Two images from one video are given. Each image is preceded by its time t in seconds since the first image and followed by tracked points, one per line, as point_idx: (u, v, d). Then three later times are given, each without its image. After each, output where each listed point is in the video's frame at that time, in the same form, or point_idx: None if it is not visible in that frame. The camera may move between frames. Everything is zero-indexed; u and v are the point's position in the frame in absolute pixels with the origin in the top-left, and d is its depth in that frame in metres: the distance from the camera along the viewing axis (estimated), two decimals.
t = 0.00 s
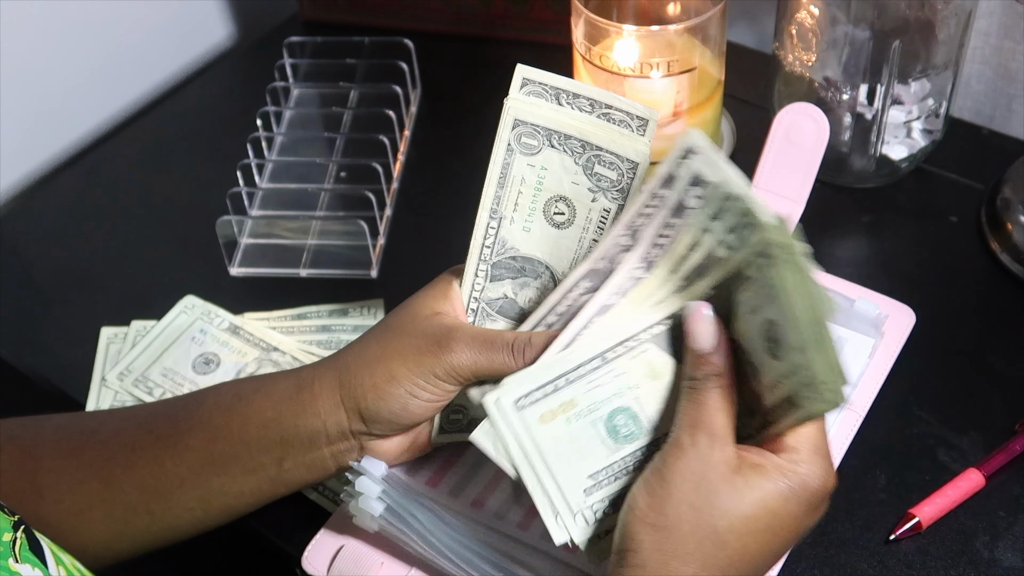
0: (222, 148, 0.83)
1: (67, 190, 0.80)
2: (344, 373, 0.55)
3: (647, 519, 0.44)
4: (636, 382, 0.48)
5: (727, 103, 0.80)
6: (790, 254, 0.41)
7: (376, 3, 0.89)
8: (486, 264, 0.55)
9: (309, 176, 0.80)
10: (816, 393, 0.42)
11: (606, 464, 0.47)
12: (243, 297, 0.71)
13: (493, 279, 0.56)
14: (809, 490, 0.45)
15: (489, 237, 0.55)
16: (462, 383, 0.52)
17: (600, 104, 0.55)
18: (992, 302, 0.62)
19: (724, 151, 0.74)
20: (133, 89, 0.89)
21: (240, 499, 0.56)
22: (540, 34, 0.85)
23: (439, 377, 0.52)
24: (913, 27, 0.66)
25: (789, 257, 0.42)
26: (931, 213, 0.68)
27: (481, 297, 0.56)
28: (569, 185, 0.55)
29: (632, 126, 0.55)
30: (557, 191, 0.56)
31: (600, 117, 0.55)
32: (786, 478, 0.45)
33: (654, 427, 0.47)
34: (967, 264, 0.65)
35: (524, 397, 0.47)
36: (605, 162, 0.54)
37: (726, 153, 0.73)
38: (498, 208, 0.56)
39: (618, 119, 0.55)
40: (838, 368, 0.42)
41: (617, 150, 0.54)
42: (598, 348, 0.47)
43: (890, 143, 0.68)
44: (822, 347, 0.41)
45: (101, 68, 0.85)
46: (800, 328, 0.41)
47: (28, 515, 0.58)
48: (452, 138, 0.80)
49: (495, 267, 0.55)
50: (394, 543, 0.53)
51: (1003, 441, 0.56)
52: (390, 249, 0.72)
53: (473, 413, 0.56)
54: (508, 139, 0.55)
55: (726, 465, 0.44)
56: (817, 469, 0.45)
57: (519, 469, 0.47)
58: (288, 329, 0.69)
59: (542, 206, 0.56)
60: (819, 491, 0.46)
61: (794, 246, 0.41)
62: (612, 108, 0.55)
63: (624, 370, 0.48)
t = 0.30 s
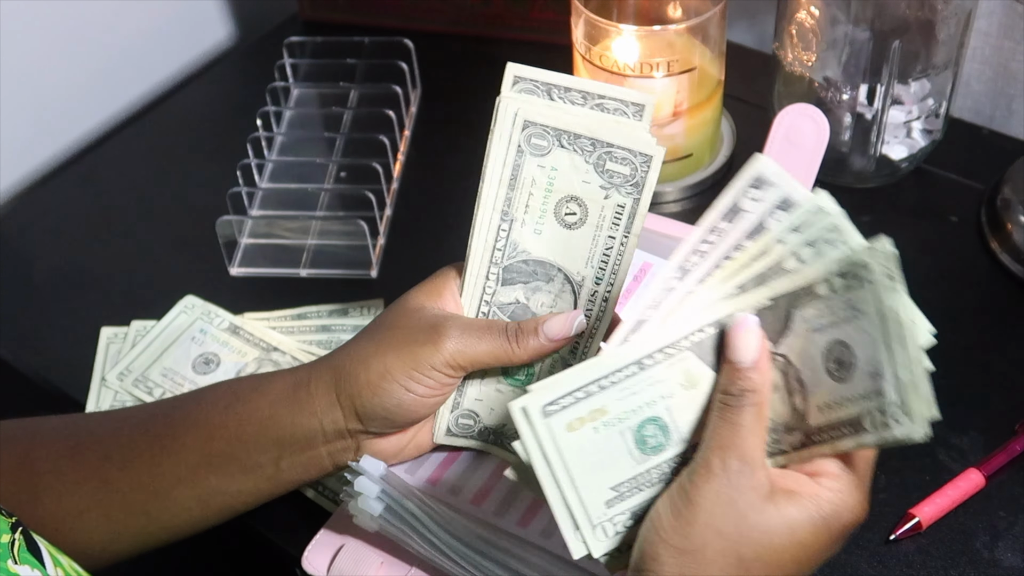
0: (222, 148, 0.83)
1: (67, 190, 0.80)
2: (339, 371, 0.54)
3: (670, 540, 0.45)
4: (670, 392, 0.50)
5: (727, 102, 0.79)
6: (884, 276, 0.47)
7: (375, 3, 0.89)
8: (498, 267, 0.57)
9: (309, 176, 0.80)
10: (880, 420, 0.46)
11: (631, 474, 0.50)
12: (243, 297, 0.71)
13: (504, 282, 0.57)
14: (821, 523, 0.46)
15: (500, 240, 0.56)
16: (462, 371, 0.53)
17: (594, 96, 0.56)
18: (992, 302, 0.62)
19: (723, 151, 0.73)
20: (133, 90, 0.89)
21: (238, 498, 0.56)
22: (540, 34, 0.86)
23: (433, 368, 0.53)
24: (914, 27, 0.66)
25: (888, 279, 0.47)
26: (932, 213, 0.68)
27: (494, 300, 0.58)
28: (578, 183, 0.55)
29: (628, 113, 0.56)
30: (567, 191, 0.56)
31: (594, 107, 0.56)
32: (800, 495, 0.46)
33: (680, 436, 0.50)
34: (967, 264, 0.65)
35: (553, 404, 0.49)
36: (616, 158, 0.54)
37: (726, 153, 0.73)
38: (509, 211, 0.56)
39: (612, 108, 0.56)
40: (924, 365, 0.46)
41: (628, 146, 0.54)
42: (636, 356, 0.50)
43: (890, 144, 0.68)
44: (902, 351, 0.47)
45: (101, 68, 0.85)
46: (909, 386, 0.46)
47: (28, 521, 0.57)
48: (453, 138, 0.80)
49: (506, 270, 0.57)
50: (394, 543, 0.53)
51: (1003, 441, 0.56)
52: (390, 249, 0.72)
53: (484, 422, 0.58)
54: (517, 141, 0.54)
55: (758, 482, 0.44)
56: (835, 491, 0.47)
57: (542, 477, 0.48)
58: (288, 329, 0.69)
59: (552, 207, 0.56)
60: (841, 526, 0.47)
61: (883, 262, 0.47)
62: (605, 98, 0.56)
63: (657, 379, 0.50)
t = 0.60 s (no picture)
0: (222, 148, 0.83)
1: (67, 190, 0.80)
2: (339, 370, 0.54)
3: (597, 495, 0.40)
4: (591, 377, 0.50)
5: (727, 102, 0.79)
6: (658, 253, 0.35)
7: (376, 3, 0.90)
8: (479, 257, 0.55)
9: (309, 176, 0.80)
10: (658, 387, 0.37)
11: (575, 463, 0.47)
12: (243, 297, 0.71)
13: (486, 271, 0.56)
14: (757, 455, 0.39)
15: (479, 229, 0.54)
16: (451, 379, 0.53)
17: (569, 91, 0.56)
18: (992, 302, 0.62)
19: (723, 150, 0.74)
20: (133, 89, 0.89)
21: (239, 495, 0.56)
22: (539, 34, 0.86)
23: (430, 375, 0.52)
24: (914, 27, 0.65)
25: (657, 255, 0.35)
26: (931, 213, 0.68)
27: (474, 288, 0.56)
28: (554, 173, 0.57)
29: (601, 109, 0.56)
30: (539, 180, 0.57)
31: (569, 101, 0.56)
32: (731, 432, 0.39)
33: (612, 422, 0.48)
34: (967, 264, 0.65)
35: (484, 422, 0.47)
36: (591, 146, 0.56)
37: (725, 153, 0.73)
38: (486, 199, 0.55)
39: (587, 103, 0.55)
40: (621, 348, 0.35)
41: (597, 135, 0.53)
42: (545, 353, 0.49)
43: (890, 144, 0.68)
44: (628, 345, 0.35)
45: (101, 68, 0.85)
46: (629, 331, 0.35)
47: (23, 521, 0.58)
48: (453, 137, 0.80)
49: (489, 260, 0.55)
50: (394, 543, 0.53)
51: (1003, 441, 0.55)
52: (389, 248, 0.72)
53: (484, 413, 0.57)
54: (490, 129, 0.53)
55: (670, 438, 0.39)
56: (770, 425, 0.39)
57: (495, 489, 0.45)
58: (288, 328, 0.69)
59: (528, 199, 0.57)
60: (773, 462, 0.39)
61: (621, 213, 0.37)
62: (580, 94, 0.56)
63: (575, 368, 0.49)
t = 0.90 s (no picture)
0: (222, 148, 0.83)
1: (68, 190, 0.80)
2: (342, 366, 0.54)
3: (653, 536, 0.42)
4: (647, 402, 0.46)
5: (727, 102, 0.79)
6: (801, 240, 0.41)
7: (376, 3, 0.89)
8: (485, 255, 0.56)
9: (309, 176, 0.80)
10: (823, 395, 0.41)
11: (621, 489, 0.46)
12: (243, 297, 0.71)
13: (492, 270, 0.56)
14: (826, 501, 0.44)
15: (485, 229, 0.55)
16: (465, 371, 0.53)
17: (579, 86, 0.58)
18: (992, 303, 0.62)
19: (723, 151, 0.73)
20: (133, 89, 0.89)
21: (239, 494, 0.56)
22: (539, 33, 0.85)
23: (438, 366, 0.52)
24: (914, 27, 0.66)
25: (799, 247, 0.41)
26: (932, 213, 0.68)
27: (480, 290, 0.56)
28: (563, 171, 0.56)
29: (611, 100, 0.57)
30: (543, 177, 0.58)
31: (579, 96, 0.58)
32: (796, 483, 0.44)
33: (664, 445, 0.46)
34: (967, 265, 0.65)
35: (531, 430, 0.45)
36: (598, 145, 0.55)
37: (726, 153, 0.73)
38: (492, 199, 0.55)
39: (596, 96, 0.57)
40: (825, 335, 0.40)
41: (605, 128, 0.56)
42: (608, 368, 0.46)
43: (890, 144, 0.67)
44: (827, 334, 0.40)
45: (101, 69, 0.85)
46: (816, 330, 0.40)
47: (23, 519, 0.58)
48: (453, 138, 0.80)
49: (494, 258, 0.56)
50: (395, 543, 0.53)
51: (1003, 441, 0.55)
52: (390, 249, 0.72)
53: (473, 413, 0.57)
54: (497, 131, 0.55)
55: (737, 482, 0.42)
56: (833, 480, 0.44)
57: (534, 507, 0.43)
58: (288, 329, 0.69)
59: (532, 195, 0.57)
60: (831, 512, 0.44)
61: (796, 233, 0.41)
62: (589, 88, 0.58)
63: (634, 391, 0.47)
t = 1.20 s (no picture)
0: (222, 148, 0.83)
1: (68, 190, 0.80)
2: (332, 363, 0.55)
3: (659, 508, 0.43)
4: (672, 370, 0.51)
5: (726, 102, 0.79)
6: (782, 257, 0.36)
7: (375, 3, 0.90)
8: (486, 254, 0.57)
9: (309, 176, 0.80)
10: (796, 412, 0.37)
11: (634, 453, 0.50)
12: (243, 297, 0.71)
13: (495, 270, 0.57)
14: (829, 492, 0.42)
15: (487, 228, 0.56)
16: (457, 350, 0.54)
17: (592, 90, 0.56)
18: (992, 303, 0.62)
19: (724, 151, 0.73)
20: (133, 89, 0.89)
21: (235, 496, 0.56)
22: (539, 33, 0.86)
23: (422, 348, 0.53)
24: (914, 27, 0.65)
25: (772, 268, 0.36)
26: (932, 213, 0.68)
27: (480, 287, 0.58)
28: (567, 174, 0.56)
29: (625, 108, 0.56)
30: (554, 182, 0.57)
31: (591, 101, 0.56)
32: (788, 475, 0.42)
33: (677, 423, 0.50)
34: (967, 264, 0.65)
35: (557, 380, 0.51)
36: (602, 145, 0.55)
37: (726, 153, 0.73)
38: (496, 198, 0.56)
39: (610, 102, 0.56)
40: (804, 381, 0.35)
41: (612, 133, 0.55)
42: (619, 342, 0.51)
43: (890, 144, 0.68)
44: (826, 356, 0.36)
45: (102, 69, 0.85)
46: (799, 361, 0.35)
47: (22, 521, 0.58)
48: (453, 138, 0.80)
49: (495, 258, 0.57)
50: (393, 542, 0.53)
51: (1003, 441, 0.55)
52: (390, 248, 0.72)
53: (472, 410, 0.58)
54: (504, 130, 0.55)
55: (734, 455, 0.43)
56: (842, 479, 0.42)
57: (551, 446, 0.50)
58: (288, 328, 0.69)
59: (538, 196, 0.57)
60: (839, 505, 0.43)
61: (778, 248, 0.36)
62: (602, 93, 0.56)
63: (663, 357, 0.51)
